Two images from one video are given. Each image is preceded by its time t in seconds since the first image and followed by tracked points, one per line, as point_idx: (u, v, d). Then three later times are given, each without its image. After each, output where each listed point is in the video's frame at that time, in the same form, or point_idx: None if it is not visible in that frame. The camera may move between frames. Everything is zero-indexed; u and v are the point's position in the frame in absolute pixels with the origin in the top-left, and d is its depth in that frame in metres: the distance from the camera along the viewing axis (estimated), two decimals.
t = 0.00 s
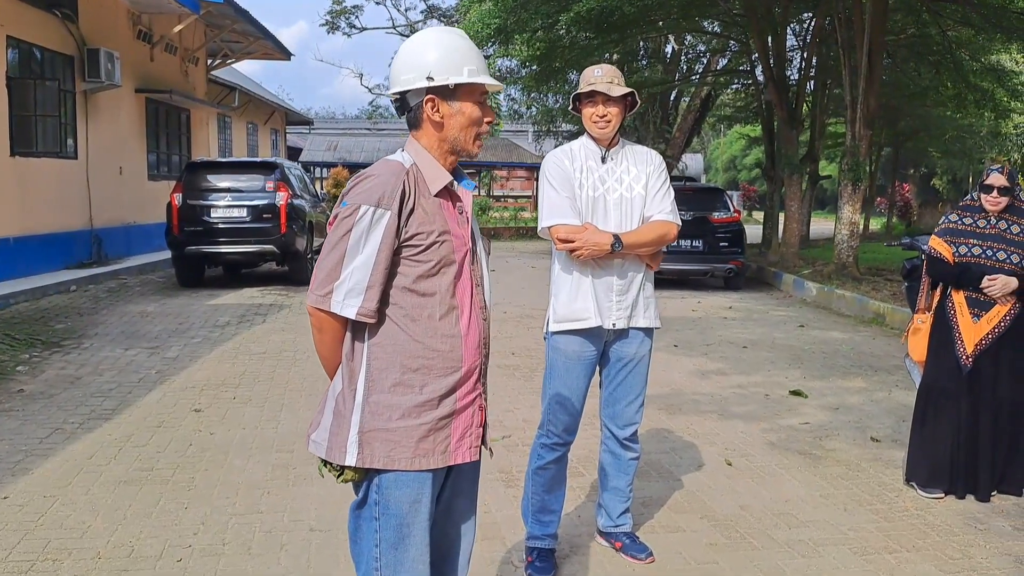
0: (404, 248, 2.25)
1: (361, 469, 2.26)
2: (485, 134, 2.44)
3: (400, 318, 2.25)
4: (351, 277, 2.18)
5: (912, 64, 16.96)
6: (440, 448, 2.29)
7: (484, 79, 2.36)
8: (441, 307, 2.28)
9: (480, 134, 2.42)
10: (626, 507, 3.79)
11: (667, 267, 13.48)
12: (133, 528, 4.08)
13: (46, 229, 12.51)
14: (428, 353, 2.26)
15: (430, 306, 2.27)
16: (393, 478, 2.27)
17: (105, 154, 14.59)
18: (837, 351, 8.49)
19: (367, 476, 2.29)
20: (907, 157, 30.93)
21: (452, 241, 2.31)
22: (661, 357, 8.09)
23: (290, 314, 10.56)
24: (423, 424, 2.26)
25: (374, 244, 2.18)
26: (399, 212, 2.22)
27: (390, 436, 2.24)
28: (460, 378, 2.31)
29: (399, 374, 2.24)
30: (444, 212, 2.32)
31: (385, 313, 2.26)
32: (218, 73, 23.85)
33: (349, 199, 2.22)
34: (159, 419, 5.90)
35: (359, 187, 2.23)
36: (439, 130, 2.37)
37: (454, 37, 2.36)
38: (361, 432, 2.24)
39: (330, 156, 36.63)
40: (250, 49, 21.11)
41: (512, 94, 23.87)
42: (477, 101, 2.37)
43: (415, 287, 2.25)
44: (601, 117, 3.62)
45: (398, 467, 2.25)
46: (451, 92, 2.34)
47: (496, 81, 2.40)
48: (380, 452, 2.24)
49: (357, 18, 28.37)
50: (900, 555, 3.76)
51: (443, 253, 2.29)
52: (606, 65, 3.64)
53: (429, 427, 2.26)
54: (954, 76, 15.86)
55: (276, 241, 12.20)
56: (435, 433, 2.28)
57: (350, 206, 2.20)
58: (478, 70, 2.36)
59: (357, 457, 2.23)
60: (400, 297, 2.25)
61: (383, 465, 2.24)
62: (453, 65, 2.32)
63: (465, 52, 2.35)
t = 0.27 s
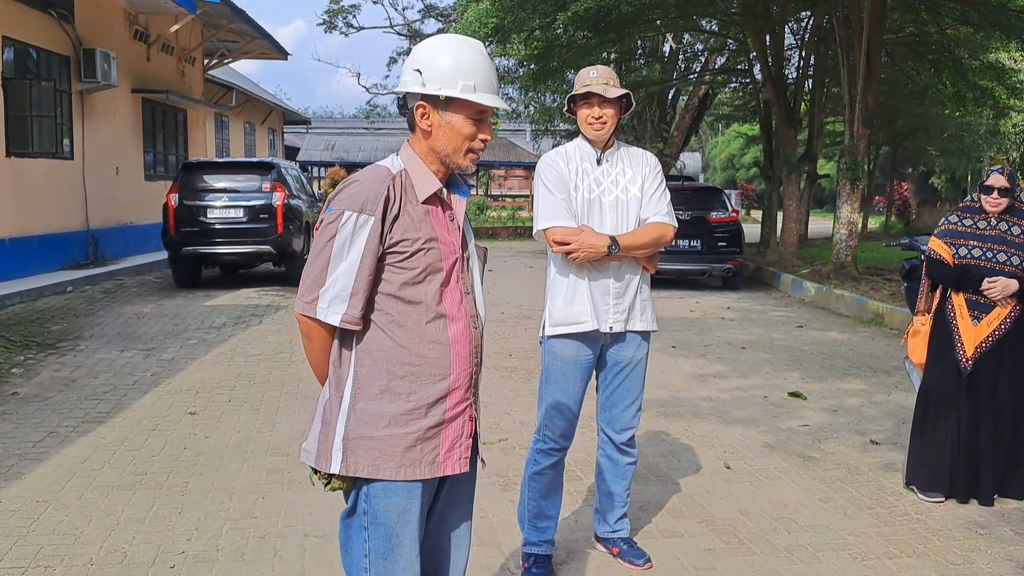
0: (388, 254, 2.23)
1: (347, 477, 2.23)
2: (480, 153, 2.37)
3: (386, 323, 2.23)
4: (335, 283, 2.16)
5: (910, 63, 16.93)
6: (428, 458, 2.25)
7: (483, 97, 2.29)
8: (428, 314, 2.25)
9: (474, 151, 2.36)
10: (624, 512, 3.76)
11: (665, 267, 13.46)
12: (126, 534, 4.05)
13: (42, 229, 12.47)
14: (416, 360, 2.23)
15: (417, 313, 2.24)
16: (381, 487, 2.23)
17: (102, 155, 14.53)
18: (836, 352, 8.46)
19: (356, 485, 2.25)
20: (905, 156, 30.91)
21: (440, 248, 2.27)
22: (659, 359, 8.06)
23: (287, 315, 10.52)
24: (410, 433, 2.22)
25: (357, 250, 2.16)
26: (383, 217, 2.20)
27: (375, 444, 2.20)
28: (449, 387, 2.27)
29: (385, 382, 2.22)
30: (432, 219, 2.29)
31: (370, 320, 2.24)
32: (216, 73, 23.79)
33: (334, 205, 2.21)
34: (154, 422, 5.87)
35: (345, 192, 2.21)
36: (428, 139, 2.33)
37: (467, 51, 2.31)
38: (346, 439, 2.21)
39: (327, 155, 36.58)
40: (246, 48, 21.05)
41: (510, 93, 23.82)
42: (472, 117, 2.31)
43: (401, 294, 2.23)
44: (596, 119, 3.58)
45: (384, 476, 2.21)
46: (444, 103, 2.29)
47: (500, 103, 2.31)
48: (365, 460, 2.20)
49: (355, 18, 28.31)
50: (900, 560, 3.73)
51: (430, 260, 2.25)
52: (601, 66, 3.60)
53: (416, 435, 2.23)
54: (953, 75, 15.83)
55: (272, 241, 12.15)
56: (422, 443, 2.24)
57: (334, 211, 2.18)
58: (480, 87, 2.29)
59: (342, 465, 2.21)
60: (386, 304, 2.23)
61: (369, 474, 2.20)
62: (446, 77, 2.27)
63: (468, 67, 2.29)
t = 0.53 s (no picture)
0: (381, 259, 2.18)
1: (337, 486, 2.18)
2: (479, 155, 2.30)
3: (378, 330, 2.18)
4: (327, 289, 2.12)
5: (911, 62, 16.87)
6: (418, 468, 2.20)
7: (479, 96, 2.23)
8: (421, 321, 2.20)
9: (472, 154, 2.30)
10: (625, 518, 3.70)
11: (665, 267, 13.41)
12: (120, 539, 4.00)
13: (40, 229, 12.42)
14: (408, 367, 2.18)
15: (410, 320, 2.19)
16: (371, 498, 2.18)
17: (100, 154, 14.47)
18: (838, 354, 8.42)
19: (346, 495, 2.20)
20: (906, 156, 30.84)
21: (435, 254, 2.22)
22: (660, 360, 8.01)
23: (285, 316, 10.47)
24: (399, 443, 2.17)
25: (349, 255, 2.12)
26: (376, 221, 2.15)
27: (364, 454, 2.15)
28: (441, 396, 2.22)
29: (377, 389, 2.17)
30: (428, 224, 2.24)
31: (363, 326, 2.19)
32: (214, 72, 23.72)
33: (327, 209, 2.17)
34: (150, 425, 5.82)
35: (339, 195, 2.17)
36: (426, 142, 2.28)
37: (466, 50, 2.26)
38: (334, 447, 2.16)
39: (327, 154, 36.51)
40: (245, 48, 20.99)
41: (509, 92, 23.76)
42: (467, 118, 2.26)
43: (393, 302, 2.18)
44: (597, 120, 3.53)
45: (372, 486, 2.16)
46: (438, 104, 2.24)
47: (497, 101, 2.25)
48: (353, 469, 2.15)
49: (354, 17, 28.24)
50: (904, 568, 3.68)
51: (425, 266, 2.20)
52: (602, 66, 3.55)
53: (407, 445, 2.18)
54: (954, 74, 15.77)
55: (271, 241, 12.09)
56: (412, 453, 2.19)
57: (327, 215, 2.14)
58: (474, 86, 2.23)
59: (330, 473, 2.16)
60: (379, 310, 2.18)
61: (357, 483, 2.15)
62: (438, 76, 2.22)
63: (463, 65, 2.24)
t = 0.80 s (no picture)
0: (377, 256, 2.13)
1: (330, 490, 2.13)
2: (479, 148, 2.24)
3: (373, 329, 2.13)
4: (322, 287, 2.08)
5: (914, 61, 16.78)
6: (413, 472, 2.15)
7: (473, 87, 2.17)
8: (417, 320, 2.14)
9: (471, 148, 2.23)
10: (628, 521, 3.64)
11: (667, 267, 13.35)
12: (117, 541, 3.95)
13: (40, 228, 12.37)
14: (402, 368, 2.13)
15: (406, 319, 2.14)
16: (365, 502, 2.13)
17: (100, 153, 14.41)
18: (841, 354, 8.36)
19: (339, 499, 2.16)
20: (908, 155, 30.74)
21: (433, 252, 2.16)
22: (662, 361, 7.95)
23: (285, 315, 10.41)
24: (393, 446, 2.12)
25: (343, 252, 2.08)
26: (371, 218, 2.11)
27: (357, 456, 2.10)
28: (438, 399, 2.17)
29: (371, 390, 2.12)
30: (426, 220, 2.18)
31: (358, 326, 2.15)
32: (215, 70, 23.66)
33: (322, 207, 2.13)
34: (148, 424, 5.77)
35: (332, 193, 2.13)
36: (422, 137, 2.24)
37: (458, 39, 2.19)
38: (326, 449, 2.12)
39: (327, 153, 36.44)
40: (246, 46, 20.92)
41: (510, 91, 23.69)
42: (463, 111, 2.20)
43: (390, 300, 2.13)
44: (601, 116, 3.47)
45: (364, 490, 2.11)
46: (431, 98, 2.19)
47: (493, 91, 2.18)
48: (344, 472, 2.10)
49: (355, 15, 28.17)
50: (912, 572, 3.62)
51: (422, 264, 2.15)
52: (606, 63, 3.49)
53: (401, 449, 2.12)
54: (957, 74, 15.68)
55: (271, 240, 12.03)
56: (406, 457, 2.13)
57: (320, 212, 2.10)
58: (468, 77, 2.17)
59: (322, 476, 2.11)
60: (374, 309, 2.13)
61: (349, 487, 2.10)
62: (430, 69, 2.17)
63: (457, 56, 2.18)
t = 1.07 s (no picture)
0: (364, 253, 2.10)
1: (318, 490, 2.10)
2: (466, 137, 2.20)
3: (363, 327, 2.10)
4: (307, 286, 2.05)
5: (912, 58, 16.74)
6: (404, 473, 2.11)
7: (454, 74, 2.14)
8: (407, 317, 2.11)
9: (458, 136, 2.19)
10: (626, 520, 3.61)
11: (665, 264, 13.31)
12: (110, 541, 3.91)
13: (36, 226, 12.32)
14: (393, 366, 2.09)
15: (395, 316, 2.10)
16: (355, 502, 2.09)
17: (96, 151, 14.36)
18: (840, 351, 8.33)
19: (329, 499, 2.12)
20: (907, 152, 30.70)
21: (422, 247, 2.13)
22: (661, 358, 7.92)
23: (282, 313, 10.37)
24: (383, 446, 2.08)
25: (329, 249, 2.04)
26: (357, 213, 2.07)
27: (346, 456, 2.07)
28: (429, 397, 2.13)
29: (360, 389, 2.09)
30: (414, 214, 2.15)
31: (347, 324, 2.11)
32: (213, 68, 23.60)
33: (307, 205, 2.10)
34: (144, 423, 5.74)
35: (318, 189, 2.10)
36: (408, 129, 2.21)
37: (437, 25, 2.16)
38: (315, 449, 2.08)
39: (325, 151, 36.39)
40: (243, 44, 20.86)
41: (508, 89, 23.64)
42: (445, 99, 2.16)
43: (378, 297, 2.10)
44: (599, 110, 3.44)
45: (354, 491, 2.07)
46: (413, 88, 2.17)
47: (474, 76, 2.15)
48: (334, 473, 2.07)
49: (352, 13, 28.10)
50: (912, 570, 3.59)
51: (411, 260, 2.11)
52: (604, 56, 3.46)
53: (392, 449, 2.09)
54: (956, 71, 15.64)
55: (268, 238, 11.98)
56: (397, 456, 2.10)
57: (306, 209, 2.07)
58: (447, 63, 2.13)
59: (310, 477, 2.08)
60: (363, 306, 2.10)
61: (339, 487, 2.07)
62: (409, 58, 2.14)
63: (435, 44, 2.14)
